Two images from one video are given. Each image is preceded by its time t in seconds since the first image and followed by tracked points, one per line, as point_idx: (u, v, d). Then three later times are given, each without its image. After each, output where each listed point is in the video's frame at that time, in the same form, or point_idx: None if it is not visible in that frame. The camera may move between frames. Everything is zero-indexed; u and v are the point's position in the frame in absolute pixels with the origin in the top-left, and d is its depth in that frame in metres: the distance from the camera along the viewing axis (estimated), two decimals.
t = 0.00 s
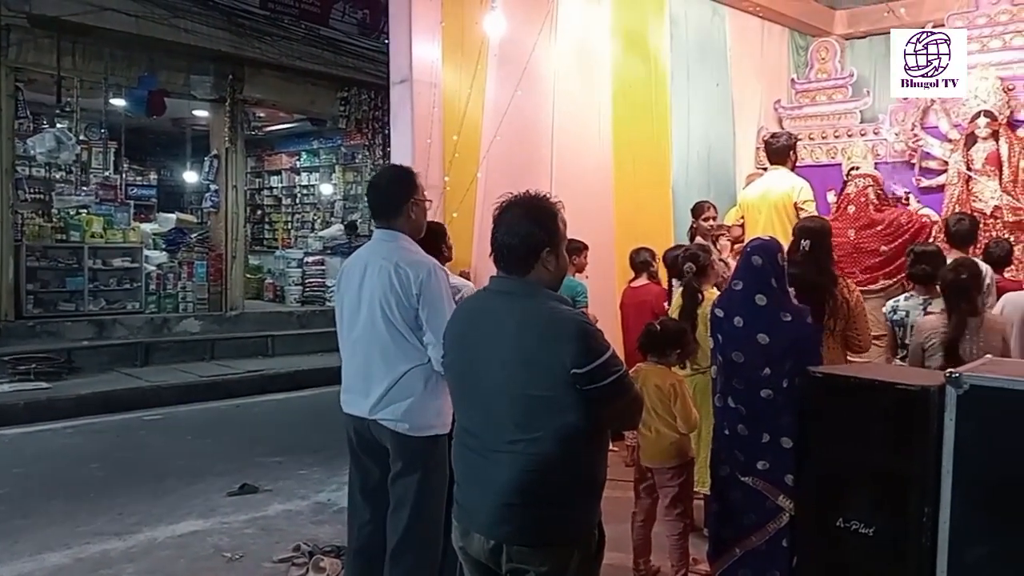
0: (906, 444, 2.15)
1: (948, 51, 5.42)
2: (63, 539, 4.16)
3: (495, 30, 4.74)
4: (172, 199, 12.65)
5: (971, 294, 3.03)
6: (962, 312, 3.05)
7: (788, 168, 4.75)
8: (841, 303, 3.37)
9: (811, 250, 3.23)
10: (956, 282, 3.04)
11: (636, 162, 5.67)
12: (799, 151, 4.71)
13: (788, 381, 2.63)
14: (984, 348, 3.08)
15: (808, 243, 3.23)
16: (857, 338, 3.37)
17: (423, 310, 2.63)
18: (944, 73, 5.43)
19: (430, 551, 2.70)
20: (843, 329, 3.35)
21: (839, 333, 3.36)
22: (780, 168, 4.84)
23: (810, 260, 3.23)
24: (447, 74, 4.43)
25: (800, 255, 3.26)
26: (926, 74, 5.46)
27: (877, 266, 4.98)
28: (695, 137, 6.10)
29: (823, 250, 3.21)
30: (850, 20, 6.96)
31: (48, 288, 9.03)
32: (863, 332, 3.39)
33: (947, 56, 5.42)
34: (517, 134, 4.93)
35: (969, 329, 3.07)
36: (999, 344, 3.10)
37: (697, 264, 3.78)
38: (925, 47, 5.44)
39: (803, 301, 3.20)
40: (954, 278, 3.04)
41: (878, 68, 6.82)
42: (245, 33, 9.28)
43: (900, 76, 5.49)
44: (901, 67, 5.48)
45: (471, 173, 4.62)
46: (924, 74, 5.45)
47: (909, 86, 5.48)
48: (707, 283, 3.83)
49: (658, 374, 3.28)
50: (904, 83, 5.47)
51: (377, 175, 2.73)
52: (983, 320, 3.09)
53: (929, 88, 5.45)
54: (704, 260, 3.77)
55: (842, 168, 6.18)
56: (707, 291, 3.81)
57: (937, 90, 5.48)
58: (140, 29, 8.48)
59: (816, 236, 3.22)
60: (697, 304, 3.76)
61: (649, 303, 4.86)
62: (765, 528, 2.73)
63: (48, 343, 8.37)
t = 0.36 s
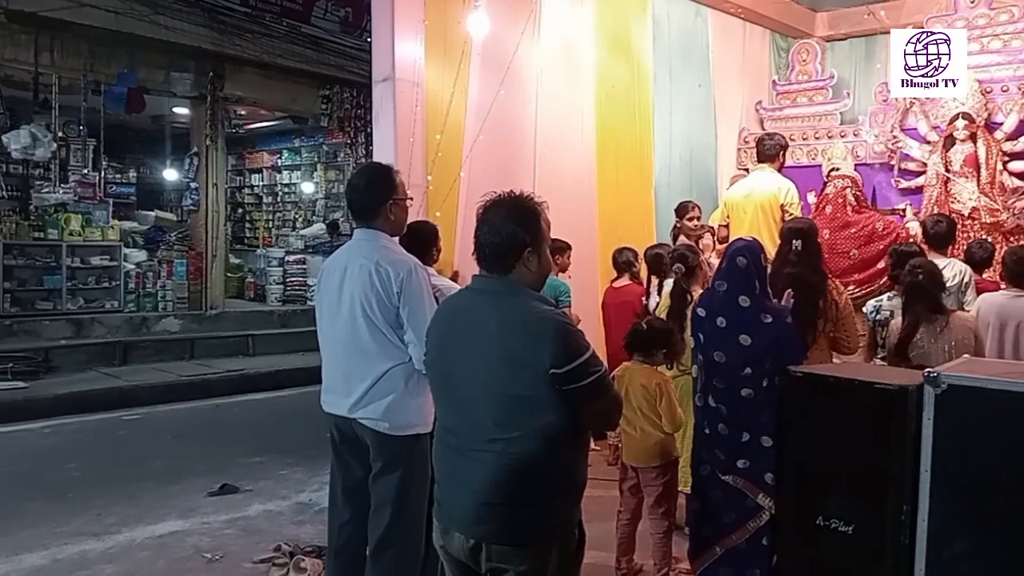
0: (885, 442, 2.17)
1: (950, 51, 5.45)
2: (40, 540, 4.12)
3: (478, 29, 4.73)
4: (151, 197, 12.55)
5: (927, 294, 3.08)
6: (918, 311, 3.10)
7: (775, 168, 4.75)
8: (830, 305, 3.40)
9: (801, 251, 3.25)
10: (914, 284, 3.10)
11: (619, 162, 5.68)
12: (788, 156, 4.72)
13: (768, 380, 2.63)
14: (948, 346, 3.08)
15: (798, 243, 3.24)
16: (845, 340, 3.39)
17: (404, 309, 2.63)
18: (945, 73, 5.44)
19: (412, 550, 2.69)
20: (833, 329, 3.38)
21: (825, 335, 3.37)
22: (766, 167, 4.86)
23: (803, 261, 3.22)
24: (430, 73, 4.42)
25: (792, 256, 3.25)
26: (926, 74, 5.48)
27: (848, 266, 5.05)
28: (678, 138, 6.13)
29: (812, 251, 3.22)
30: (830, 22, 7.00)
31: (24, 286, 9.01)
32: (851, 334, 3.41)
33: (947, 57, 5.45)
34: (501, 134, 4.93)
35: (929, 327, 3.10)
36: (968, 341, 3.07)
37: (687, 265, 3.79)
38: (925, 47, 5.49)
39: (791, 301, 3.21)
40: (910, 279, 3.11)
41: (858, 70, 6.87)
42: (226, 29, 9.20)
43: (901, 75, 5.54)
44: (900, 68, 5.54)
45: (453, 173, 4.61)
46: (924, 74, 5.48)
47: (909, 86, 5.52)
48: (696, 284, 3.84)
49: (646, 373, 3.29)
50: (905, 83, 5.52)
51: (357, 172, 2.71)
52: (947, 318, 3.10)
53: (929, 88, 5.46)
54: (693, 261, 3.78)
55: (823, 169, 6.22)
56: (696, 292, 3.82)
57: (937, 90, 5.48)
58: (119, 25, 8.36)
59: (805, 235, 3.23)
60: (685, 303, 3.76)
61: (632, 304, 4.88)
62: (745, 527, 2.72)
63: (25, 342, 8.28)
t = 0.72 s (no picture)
0: (861, 449, 2.19)
1: (949, 52, 5.32)
2: (14, 546, 4.06)
3: (461, 35, 4.73)
4: (130, 200, 12.45)
5: (916, 303, 3.10)
6: (907, 319, 3.12)
7: (763, 176, 4.81)
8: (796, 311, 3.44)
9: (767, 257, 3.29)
10: (904, 292, 3.12)
11: (601, 170, 5.71)
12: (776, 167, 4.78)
13: (746, 388, 2.66)
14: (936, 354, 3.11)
15: (763, 251, 3.29)
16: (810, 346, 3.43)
17: (383, 314, 2.62)
18: (945, 73, 5.31)
19: (390, 557, 2.68)
20: (798, 335, 3.41)
21: (792, 340, 3.43)
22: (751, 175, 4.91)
23: (769, 266, 3.27)
24: (413, 77, 4.41)
25: (757, 264, 3.30)
26: (926, 74, 5.36)
27: (822, 274, 5.12)
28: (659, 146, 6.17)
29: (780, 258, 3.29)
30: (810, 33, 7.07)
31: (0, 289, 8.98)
32: (816, 340, 3.45)
33: (947, 56, 5.33)
34: (482, 139, 4.93)
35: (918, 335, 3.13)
36: (953, 350, 3.11)
37: (679, 272, 3.79)
38: (925, 47, 5.37)
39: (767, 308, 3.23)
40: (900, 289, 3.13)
41: (836, 79, 6.92)
42: (208, 31, 9.14)
43: (900, 76, 5.41)
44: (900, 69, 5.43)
45: (436, 178, 4.61)
46: (924, 74, 5.35)
47: (909, 86, 5.41)
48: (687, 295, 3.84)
49: (632, 381, 3.32)
50: (903, 83, 5.40)
51: (334, 180, 2.71)
52: (937, 326, 3.13)
53: (929, 88, 5.34)
54: (686, 269, 3.78)
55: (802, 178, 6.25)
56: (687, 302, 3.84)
57: (937, 90, 5.36)
58: (99, 26, 8.27)
59: (770, 243, 3.28)
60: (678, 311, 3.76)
61: (611, 309, 4.88)
62: (722, 534, 2.73)
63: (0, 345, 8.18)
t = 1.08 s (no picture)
0: (845, 451, 2.20)
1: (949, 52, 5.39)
2: None
3: (448, 38, 4.73)
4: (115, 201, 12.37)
5: (920, 305, 3.11)
6: (913, 324, 3.12)
7: (743, 180, 4.86)
8: (772, 310, 3.51)
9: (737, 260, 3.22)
10: (909, 295, 3.12)
11: (588, 173, 5.72)
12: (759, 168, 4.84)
13: (731, 390, 2.68)
14: (930, 357, 3.15)
15: (736, 254, 3.22)
16: (787, 344, 3.52)
17: (371, 316, 2.62)
18: (945, 73, 5.38)
19: (375, 560, 2.67)
20: (775, 334, 3.51)
21: (768, 338, 3.51)
22: (734, 179, 4.94)
23: (742, 268, 3.21)
24: (400, 80, 4.41)
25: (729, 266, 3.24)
26: (926, 74, 5.43)
27: (809, 276, 5.15)
28: (646, 150, 6.19)
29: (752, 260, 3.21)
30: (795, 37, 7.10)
31: None
32: (793, 338, 3.54)
33: (947, 57, 5.40)
34: (470, 142, 4.94)
35: (919, 339, 3.14)
36: (945, 355, 3.17)
37: (656, 273, 3.83)
38: (925, 47, 5.43)
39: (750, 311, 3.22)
40: (904, 291, 3.12)
41: (822, 84, 6.97)
42: (195, 32, 9.09)
43: (899, 77, 5.50)
44: (900, 69, 5.49)
45: (423, 180, 4.61)
46: (924, 74, 5.42)
47: (909, 86, 5.46)
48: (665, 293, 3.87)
49: (621, 385, 3.34)
50: (904, 83, 5.47)
51: (320, 184, 2.71)
52: (933, 331, 3.16)
53: (930, 88, 5.40)
54: (663, 269, 3.82)
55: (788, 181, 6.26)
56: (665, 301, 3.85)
57: (937, 90, 5.45)
58: (84, 26, 8.21)
59: (743, 246, 3.21)
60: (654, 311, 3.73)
61: (598, 311, 4.87)
62: (708, 535, 2.73)
63: None
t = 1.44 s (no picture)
0: (827, 451, 2.22)
1: (949, 52, 5.18)
2: None
3: (432, 40, 4.73)
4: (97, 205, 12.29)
5: (912, 305, 3.15)
6: (908, 324, 3.16)
7: (722, 182, 4.87)
8: (751, 311, 3.52)
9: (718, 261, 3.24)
10: (902, 295, 3.15)
11: (572, 175, 5.73)
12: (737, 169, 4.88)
13: (715, 391, 2.69)
14: (922, 360, 3.17)
15: (716, 255, 3.24)
16: (768, 344, 3.54)
17: (356, 318, 2.61)
18: (945, 73, 5.16)
19: (361, 564, 2.66)
20: (755, 335, 3.52)
21: (749, 339, 3.52)
22: (712, 181, 4.98)
23: (722, 269, 3.23)
24: (384, 82, 4.41)
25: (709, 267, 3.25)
26: (926, 74, 5.22)
27: (802, 278, 5.18)
28: (630, 152, 6.21)
29: (732, 260, 3.23)
30: (778, 40, 7.13)
31: None
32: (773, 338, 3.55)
33: (947, 56, 5.17)
34: (454, 144, 4.93)
35: (911, 341, 3.17)
36: (935, 357, 3.20)
37: (633, 274, 3.79)
38: (925, 47, 5.23)
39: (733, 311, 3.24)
40: (896, 290, 3.16)
41: (804, 85, 7.01)
42: (177, 34, 9.05)
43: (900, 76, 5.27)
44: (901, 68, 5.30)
45: (407, 182, 4.61)
46: (924, 74, 5.20)
47: (909, 86, 5.25)
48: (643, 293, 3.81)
49: (603, 385, 3.35)
50: (904, 83, 5.25)
51: (306, 185, 2.70)
52: (923, 333, 3.20)
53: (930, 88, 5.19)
54: (640, 270, 3.78)
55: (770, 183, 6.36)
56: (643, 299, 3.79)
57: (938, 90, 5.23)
58: (66, 28, 8.15)
59: (723, 248, 3.23)
60: (632, 311, 3.72)
61: (583, 312, 4.85)
62: (693, 535, 2.74)
63: None
